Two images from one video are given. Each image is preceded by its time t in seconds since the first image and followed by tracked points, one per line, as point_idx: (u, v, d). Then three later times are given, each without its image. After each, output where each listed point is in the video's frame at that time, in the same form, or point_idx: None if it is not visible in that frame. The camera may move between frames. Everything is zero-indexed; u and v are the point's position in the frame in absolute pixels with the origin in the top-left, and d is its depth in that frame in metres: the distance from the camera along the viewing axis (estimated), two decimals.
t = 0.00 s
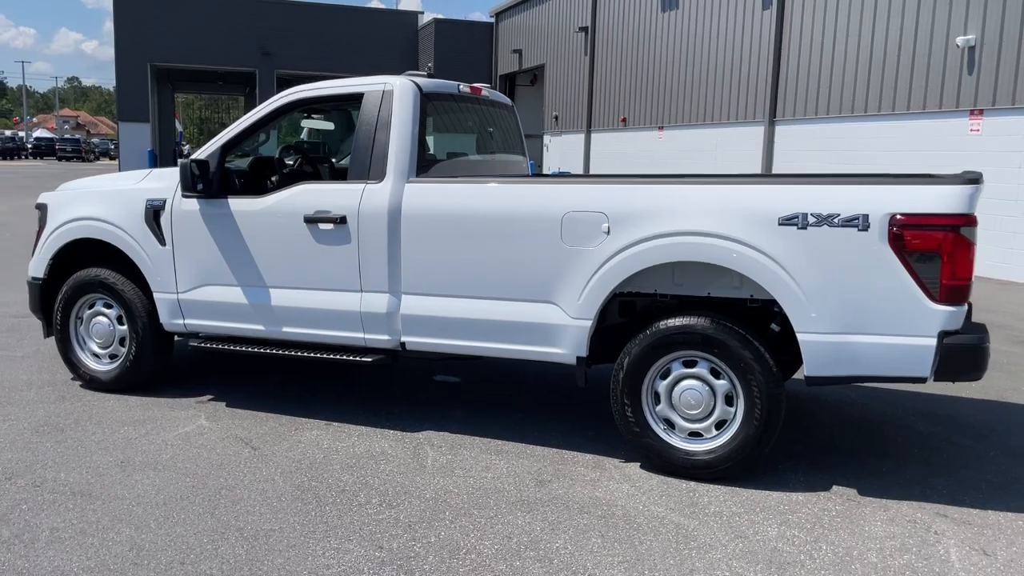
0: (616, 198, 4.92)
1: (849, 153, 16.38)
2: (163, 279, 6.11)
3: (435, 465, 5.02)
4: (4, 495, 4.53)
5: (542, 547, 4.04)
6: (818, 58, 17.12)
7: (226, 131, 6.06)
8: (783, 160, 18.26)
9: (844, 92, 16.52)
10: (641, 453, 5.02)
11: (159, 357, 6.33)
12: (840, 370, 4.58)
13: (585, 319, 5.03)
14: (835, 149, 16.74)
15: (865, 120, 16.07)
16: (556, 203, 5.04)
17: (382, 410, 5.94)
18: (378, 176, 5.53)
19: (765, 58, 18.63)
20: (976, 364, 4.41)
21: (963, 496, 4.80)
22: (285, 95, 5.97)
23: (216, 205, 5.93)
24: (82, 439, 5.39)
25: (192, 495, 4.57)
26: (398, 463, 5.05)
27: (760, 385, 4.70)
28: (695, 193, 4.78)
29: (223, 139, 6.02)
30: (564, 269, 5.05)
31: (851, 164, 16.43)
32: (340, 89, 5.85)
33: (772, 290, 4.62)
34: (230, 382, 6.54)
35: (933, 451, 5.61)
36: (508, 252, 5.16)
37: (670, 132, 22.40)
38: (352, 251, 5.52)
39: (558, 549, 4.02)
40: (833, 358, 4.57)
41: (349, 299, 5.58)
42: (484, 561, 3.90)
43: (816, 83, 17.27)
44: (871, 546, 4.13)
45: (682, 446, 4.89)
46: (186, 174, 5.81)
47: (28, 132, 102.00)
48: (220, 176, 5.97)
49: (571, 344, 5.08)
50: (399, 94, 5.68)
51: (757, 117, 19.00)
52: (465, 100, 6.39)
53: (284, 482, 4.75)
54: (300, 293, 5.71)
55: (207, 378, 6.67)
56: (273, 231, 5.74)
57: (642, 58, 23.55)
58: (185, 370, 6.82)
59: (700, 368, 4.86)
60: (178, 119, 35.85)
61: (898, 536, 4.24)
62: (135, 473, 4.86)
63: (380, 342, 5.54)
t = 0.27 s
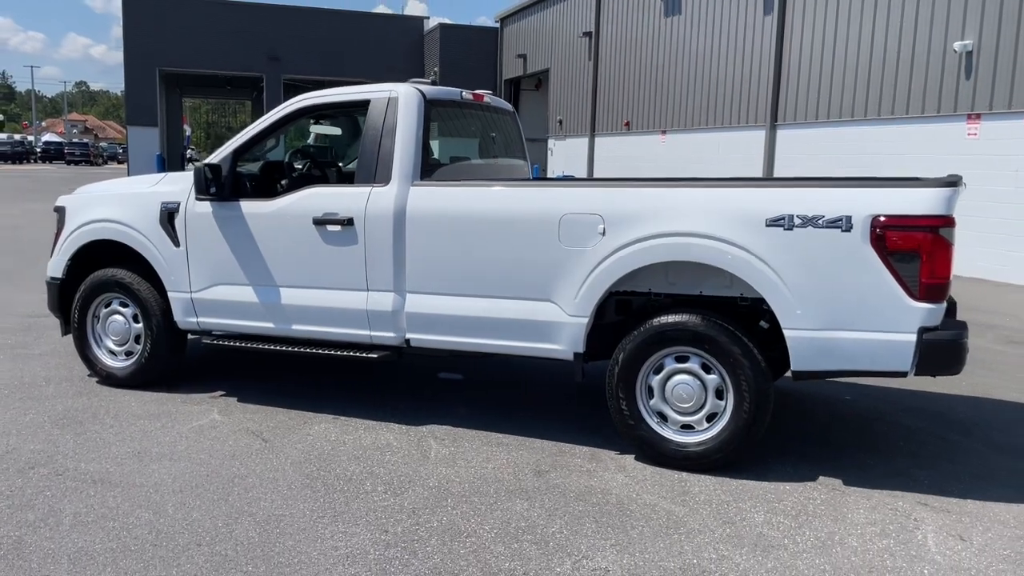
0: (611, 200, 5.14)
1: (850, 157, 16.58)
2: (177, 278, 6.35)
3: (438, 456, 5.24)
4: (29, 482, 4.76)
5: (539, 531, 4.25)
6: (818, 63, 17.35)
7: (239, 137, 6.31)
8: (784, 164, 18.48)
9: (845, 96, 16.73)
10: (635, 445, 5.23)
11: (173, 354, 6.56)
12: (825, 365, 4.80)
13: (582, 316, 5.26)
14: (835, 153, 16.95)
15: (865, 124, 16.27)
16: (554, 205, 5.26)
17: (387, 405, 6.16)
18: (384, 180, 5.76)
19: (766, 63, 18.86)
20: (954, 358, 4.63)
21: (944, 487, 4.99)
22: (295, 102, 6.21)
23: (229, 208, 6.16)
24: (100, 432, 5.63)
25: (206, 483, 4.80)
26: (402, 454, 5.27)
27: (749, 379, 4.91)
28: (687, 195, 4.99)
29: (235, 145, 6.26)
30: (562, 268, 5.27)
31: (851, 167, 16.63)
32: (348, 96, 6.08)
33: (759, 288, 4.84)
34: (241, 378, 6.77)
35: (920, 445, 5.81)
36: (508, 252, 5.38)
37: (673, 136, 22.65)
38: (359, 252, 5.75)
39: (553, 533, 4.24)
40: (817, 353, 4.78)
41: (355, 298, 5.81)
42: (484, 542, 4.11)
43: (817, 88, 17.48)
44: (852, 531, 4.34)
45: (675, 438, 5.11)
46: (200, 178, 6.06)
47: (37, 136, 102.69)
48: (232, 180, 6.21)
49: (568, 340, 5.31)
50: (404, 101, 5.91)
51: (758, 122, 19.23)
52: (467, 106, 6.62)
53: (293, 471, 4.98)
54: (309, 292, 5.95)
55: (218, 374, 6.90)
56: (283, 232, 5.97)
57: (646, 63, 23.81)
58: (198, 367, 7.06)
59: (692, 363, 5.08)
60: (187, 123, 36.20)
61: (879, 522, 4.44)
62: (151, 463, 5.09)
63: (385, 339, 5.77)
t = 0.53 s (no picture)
0: (606, 203, 5.34)
1: (851, 160, 16.74)
2: (188, 278, 6.57)
3: (440, 449, 5.44)
4: (48, 472, 4.99)
5: (535, 518, 4.45)
6: (820, 67, 17.52)
7: (249, 141, 6.53)
8: (786, 167, 18.65)
9: (846, 100, 16.90)
10: (630, 438, 5.43)
11: (184, 352, 6.78)
12: (812, 361, 4.99)
13: (578, 314, 5.46)
14: (837, 156, 17.10)
15: (867, 129, 16.41)
16: (552, 207, 5.46)
17: (391, 401, 6.36)
18: (388, 183, 5.97)
19: (769, 67, 19.05)
20: (936, 354, 4.82)
21: (928, 480, 5.16)
22: (303, 108, 6.43)
23: (239, 210, 6.39)
24: (115, 425, 5.84)
25: (217, 473, 5.01)
26: (405, 447, 5.47)
27: (738, 375, 5.10)
28: (679, 197, 5.19)
29: (245, 149, 6.49)
30: (559, 268, 5.47)
31: (853, 170, 16.78)
32: (353, 101, 6.31)
33: (748, 286, 5.03)
34: (251, 375, 6.98)
35: (908, 440, 5.98)
36: (507, 252, 5.58)
37: (677, 139, 22.84)
38: (365, 252, 5.95)
39: (548, 519, 4.43)
40: (805, 349, 4.97)
41: (360, 297, 6.01)
42: (481, 528, 4.31)
43: (818, 92, 17.65)
44: (836, 519, 4.52)
45: (668, 432, 5.30)
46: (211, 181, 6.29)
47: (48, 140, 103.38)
48: (242, 183, 6.43)
49: (565, 337, 5.51)
50: (407, 107, 6.12)
51: (761, 125, 19.41)
52: (469, 111, 6.82)
53: (300, 463, 5.19)
54: (317, 291, 6.16)
55: (228, 371, 7.12)
56: (291, 233, 6.19)
57: (650, 67, 23.99)
58: (208, 365, 7.27)
59: (684, 359, 5.27)
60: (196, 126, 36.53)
61: (862, 511, 4.63)
62: (165, 454, 5.31)
63: (389, 337, 5.98)
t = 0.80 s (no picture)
0: (599, 203, 5.53)
1: (853, 162, 16.89)
2: (197, 276, 6.78)
3: (439, 440, 5.64)
4: (63, 460, 5.21)
5: (528, 504, 4.65)
6: (821, 70, 17.69)
7: (255, 144, 6.75)
8: (789, 169, 18.81)
9: (848, 103, 17.05)
10: (622, 430, 5.62)
11: (193, 348, 6.99)
12: (796, 355, 5.17)
13: (572, 310, 5.65)
14: (839, 159, 17.25)
15: (868, 131, 16.57)
16: (547, 207, 5.66)
17: (393, 396, 6.56)
18: (390, 184, 6.18)
19: (771, 70, 19.23)
20: (916, 348, 4.99)
21: (910, 471, 5.33)
22: (308, 111, 6.66)
23: (246, 210, 6.60)
24: (126, 417, 6.06)
25: (225, 461, 5.22)
26: (406, 438, 5.67)
27: (726, 368, 5.29)
28: (669, 197, 5.38)
29: (251, 151, 6.70)
30: (554, 266, 5.67)
31: (855, 173, 16.94)
32: (357, 105, 6.52)
33: (735, 283, 5.21)
34: (257, 371, 7.19)
35: (895, 434, 6.14)
36: (504, 250, 5.78)
37: (681, 142, 23.03)
38: (367, 251, 6.16)
39: (541, 505, 4.63)
40: (790, 343, 5.15)
41: (363, 294, 6.22)
42: (476, 513, 4.51)
43: (820, 94, 17.81)
44: (817, 507, 4.70)
45: (659, 424, 5.49)
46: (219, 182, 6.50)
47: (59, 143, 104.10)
48: (249, 184, 6.64)
49: (559, 332, 5.70)
50: (409, 111, 6.33)
51: (764, 128, 19.58)
52: (469, 115, 7.02)
53: (304, 452, 5.39)
54: (321, 288, 6.36)
55: (236, 367, 7.32)
56: (296, 232, 6.40)
57: (655, 71, 24.19)
58: (216, 361, 7.48)
59: (674, 354, 5.46)
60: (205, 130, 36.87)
61: (843, 499, 4.80)
62: (174, 444, 5.52)
63: (391, 333, 6.18)
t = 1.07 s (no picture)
0: (596, 204, 5.71)
1: (857, 165, 17.02)
2: (208, 275, 7.00)
3: (441, 434, 5.84)
4: (80, 451, 5.43)
5: (525, 493, 4.84)
6: (825, 73, 17.83)
7: (265, 148, 6.97)
8: (794, 172, 18.94)
9: (852, 106, 17.18)
10: (618, 424, 5.80)
11: (204, 345, 7.20)
12: (787, 351, 5.34)
13: (570, 309, 5.84)
14: (844, 161, 17.39)
15: (871, 134, 16.71)
16: (545, 209, 5.85)
17: (398, 392, 6.76)
18: (395, 186, 6.39)
19: (776, 74, 19.38)
20: (902, 344, 5.15)
21: (897, 465, 5.50)
22: (316, 116, 6.89)
23: (256, 211, 6.81)
24: (141, 412, 6.28)
25: (236, 453, 5.43)
26: (410, 432, 5.87)
27: (718, 364, 5.47)
28: (663, 199, 5.56)
29: (261, 154, 6.92)
30: (552, 265, 5.86)
31: (859, 175, 17.06)
32: (363, 110, 6.73)
33: (727, 282, 5.39)
34: (267, 368, 7.40)
35: (886, 430, 6.30)
36: (505, 250, 5.97)
37: (688, 144, 23.20)
38: (373, 250, 6.36)
39: (538, 495, 4.82)
40: (780, 340, 5.33)
41: (368, 292, 6.42)
42: (475, 502, 4.70)
43: (824, 97, 17.95)
44: (804, 497, 4.87)
45: (653, 418, 5.67)
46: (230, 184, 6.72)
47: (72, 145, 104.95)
48: (259, 186, 6.85)
49: (557, 330, 5.90)
50: (413, 116, 6.54)
51: (768, 131, 19.73)
52: (472, 119, 7.21)
53: (312, 445, 5.60)
54: (328, 287, 6.57)
55: (246, 364, 7.53)
56: (305, 233, 6.61)
57: (662, 74, 24.36)
58: (228, 358, 7.70)
59: (668, 350, 5.64)
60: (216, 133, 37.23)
61: (830, 490, 4.97)
62: (186, 436, 5.73)
63: (396, 330, 6.39)
